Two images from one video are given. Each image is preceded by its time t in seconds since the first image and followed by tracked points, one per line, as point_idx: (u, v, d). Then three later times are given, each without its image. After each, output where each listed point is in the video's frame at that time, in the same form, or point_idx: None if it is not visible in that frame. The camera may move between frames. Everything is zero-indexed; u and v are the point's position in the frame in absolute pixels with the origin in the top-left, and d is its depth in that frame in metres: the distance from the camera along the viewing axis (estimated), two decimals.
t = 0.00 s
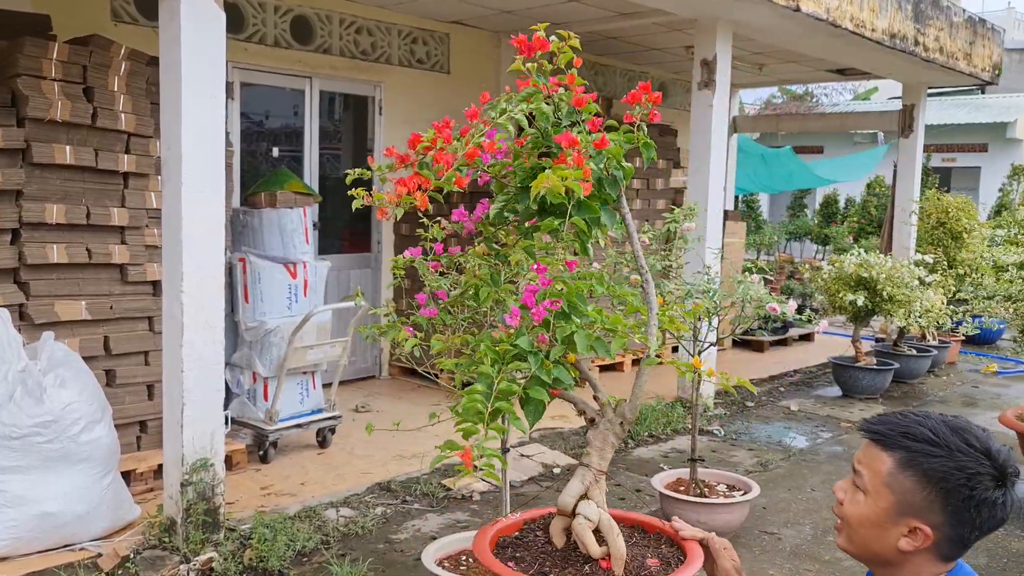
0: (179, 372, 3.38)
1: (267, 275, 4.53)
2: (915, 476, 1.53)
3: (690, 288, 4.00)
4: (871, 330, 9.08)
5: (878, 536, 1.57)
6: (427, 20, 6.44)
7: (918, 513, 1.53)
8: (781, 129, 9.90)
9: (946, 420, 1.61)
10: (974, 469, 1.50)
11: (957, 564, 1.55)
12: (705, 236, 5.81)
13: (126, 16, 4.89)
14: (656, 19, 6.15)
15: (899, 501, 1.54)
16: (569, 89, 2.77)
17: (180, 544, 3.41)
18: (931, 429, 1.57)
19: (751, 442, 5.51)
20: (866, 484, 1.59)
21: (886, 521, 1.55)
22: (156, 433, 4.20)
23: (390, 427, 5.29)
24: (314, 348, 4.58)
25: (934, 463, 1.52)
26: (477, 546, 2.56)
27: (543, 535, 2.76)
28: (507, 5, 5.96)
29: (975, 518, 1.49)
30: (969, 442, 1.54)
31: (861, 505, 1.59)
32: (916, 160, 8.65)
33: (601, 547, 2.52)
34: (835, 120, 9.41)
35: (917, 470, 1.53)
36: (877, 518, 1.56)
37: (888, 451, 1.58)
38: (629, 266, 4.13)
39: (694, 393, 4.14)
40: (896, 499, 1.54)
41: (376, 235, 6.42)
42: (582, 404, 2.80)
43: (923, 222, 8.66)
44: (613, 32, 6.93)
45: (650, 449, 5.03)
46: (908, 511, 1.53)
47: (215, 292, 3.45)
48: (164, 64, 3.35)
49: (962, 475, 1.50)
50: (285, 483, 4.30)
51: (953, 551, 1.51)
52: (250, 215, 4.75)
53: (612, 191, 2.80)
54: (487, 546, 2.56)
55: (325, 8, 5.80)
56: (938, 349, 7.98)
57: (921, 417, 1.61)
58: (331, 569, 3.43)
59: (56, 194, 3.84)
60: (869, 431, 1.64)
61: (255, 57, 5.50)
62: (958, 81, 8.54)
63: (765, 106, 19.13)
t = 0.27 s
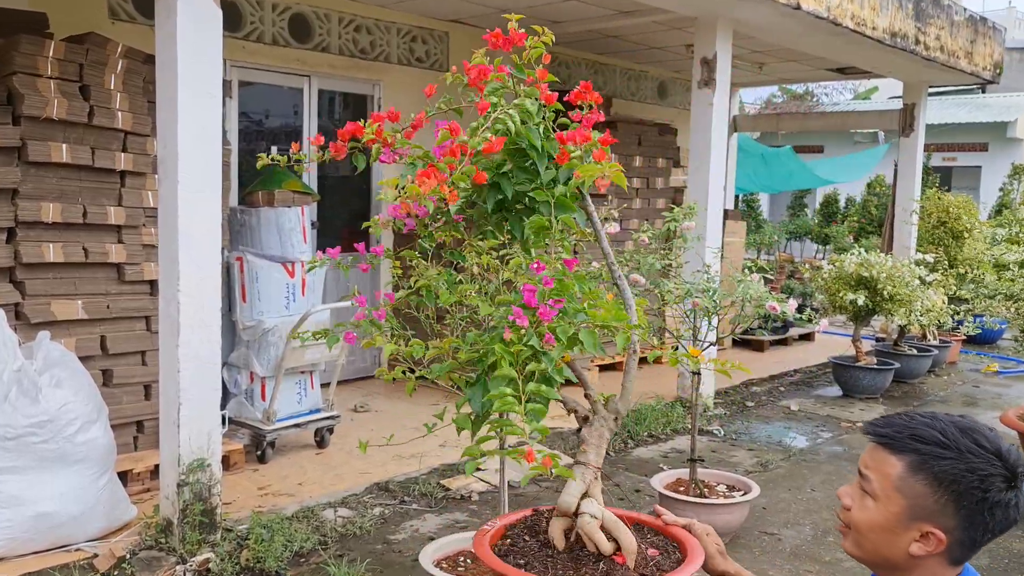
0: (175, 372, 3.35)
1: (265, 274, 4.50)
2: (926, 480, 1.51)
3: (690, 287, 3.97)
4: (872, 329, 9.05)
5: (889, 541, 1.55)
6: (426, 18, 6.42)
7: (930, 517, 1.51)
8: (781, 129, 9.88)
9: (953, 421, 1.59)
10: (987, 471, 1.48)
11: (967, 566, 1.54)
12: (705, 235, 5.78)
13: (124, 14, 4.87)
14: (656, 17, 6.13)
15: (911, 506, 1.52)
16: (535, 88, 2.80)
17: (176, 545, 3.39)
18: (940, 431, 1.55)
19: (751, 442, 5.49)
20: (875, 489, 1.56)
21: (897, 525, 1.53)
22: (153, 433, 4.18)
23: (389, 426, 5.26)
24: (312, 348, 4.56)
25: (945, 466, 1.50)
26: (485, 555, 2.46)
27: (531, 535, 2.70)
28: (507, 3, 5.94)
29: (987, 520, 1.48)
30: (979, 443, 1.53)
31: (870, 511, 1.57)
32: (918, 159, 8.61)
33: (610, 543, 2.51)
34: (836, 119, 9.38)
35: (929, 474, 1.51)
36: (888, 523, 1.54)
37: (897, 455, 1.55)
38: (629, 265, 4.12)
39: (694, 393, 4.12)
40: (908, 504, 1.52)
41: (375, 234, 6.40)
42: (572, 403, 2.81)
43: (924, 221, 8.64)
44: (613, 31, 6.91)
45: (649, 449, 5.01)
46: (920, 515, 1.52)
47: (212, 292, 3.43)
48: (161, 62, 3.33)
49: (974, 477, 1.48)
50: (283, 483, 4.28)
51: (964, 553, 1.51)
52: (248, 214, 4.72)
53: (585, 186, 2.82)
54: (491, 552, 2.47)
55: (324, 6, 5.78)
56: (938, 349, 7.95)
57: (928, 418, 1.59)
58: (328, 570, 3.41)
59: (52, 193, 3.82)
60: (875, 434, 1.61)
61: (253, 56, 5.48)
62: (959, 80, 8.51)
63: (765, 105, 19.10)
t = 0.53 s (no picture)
0: (171, 372, 3.33)
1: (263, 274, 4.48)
2: (933, 484, 1.49)
3: (689, 287, 3.95)
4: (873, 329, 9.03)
5: (894, 546, 1.52)
6: (425, 17, 6.39)
7: (937, 522, 1.49)
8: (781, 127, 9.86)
9: (959, 424, 1.57)
10: (995, 476, 1.47)
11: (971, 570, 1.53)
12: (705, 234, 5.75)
13: (121, 12, 4.85)
14: (656, 15, 6.11)
15: (917, 510, 1.50)
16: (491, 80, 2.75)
17: (172, 546, 3.37)
18: (947, 434, 1.54)
19: (751, 442, 5.47)
20: (879, 493, 1.54)
21: (903, 531, 1.51)
22: (149, 432, 4.16)
23: (387, 426, 5.25)
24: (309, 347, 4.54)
25: (953, 471, 1.48)
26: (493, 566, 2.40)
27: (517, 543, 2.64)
28: (506, 2, 5.92)
29: (994, 525, 1.47)
30: (986, 447, 1.51)
31: (874, 515, 1.54)
32: (919, 157, 8.58)
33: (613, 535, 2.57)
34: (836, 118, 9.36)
35: (935, 478, 1.49)
36: (894, 528, 1.52)
37: (902, 459, 1.53)
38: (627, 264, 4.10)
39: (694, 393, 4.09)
40: (914, 509, 1.50)
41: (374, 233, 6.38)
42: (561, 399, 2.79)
43: (924, 220, 8.62)
44: (612, 29, 6.89)
45: (648, 449, 4.99)
46: (927, 520, 1.49)
47: (209, 292, 3.41)
48: (156, 59, 3.30)
49: (983, 482, 1.47)
50: (280, 483, 4.26)
51: (970, 558, 1.49)
52: (246, 213, 4.70)
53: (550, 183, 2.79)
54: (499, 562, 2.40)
55: (322, 4, 5.76)
56: (939, 348, 7.93)
57: (934, 421, 1.57)
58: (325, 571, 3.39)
59: (48, 191, 3.80)
60: (879, 437, 1.58)
61: (251, 54, 5.46)
62: (960, 78, 8.48)
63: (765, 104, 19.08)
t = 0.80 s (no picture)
0: (169, 372, 3.32)
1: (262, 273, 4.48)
2: (939, 485, 1.48)
3: (689, 285, 3.93)
4: (873, 328, 9.02)
5: (896, 546, 1.51)
6: (425, 15, 6.38)
7: (940, 524, 1.47)
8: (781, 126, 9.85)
9: (968, 427, 1.56)
10: (1002, 479, 1.45)
11: None
12: (705, 233, 5.73)
13: (119, 10, 4.83)
14: (656, 14, 6.09)
15: (922, 511, 1.48)
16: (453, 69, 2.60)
17: (170, 546, 3.36)
18: (955, 436, 1.53)
19: (751, 442, 5.45)
20: (884, 492, 1.53)
21: (906, 531, 1.50)
22: (147, 432, 4.15)
23: (386, 426, 5.23)
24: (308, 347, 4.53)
25: (959, 473, 1.47)
26: (503, 572, 2.33)
27: (511, 548, 2.59)
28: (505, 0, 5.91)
29: (998, 529, 1.44)
30: (994, 451, 1.50)
31: (878, 513, 1.53)
32: (919, 155, 8.56)
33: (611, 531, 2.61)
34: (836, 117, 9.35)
35: (941, 480, 1.48)
36: (897, 528, 1.50)
37: (909, 459, 1.52)
38: (627, 263, 4.09)
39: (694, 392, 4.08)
40: (918, 509, 1.48)
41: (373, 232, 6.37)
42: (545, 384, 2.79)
43: (924, 220, 8.60)
44: (611, 28, 6.87)
45: (648, 449, 4.98)
46: (930, 522, 1.48)
47: (207, 291, 3.40)
48: (154, 57, 3.29)
49: (988, 485, 1.45)
50: (279, 483, 4.25)
51: (973, 562, 1.47)
52: (246, 212, 4.70)
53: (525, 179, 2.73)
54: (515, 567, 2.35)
55: (322, 3, 5.74)
56: (940, 348, 7.92)
57: (943, 423, 1.56)
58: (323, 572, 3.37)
59: (45, 190, 3.78)
60: (887, 436, 1.58)
61: (250, 53, 5.44)
62: (961, 77, 8.46)
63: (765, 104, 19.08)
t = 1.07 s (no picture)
0: (168, 372, 3.30)
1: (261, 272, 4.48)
2: (943, 486, 1.46)
3: (690, 285, 3.92)
4: (873, 328, 9.01)
5: (900, 548, 1.50)
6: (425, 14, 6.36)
7: (945, 525, 1.46)
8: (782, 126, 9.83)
9: (973, 427, 1.55)
10: (1006, 479, 1.44)
11: None
12: (705, 233, 5.71)
13: (118, 9, 4.82)
14: (657, 13, 6.08)
15: (926, 512, 1.47)
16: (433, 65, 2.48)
17: (169, 547, 3.35)
18: (959, 436, 1.51)
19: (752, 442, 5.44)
20: (887, 493, 1.52)
21: (910, 533, 1.48)
22: (147, 433, 4.14)
23: (386, 426, 5.22)
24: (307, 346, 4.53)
25: (963, 473, 1.45)
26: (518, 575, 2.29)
27: (510, 556, 2.53)
28: None
29: (1003, 530, 1.43)
30: (998, 450, 1.48)
31: (881, 516, 1.52)
32: (920, 155, 8.57)
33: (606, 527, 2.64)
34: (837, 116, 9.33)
35: (945, 480, 1.46)
36: (901, 530, 1.49)
37: (913, 459, 1.51)
38: (627, 263, 4.08)
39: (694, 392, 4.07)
40: (922, 510, 1.47)
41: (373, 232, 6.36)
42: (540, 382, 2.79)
43: (925, 219, 8.59)
44: (612, 27, 6.86)
45: (649, 449, 4.97)
46: (934, 523, 1.47)
47: (206, 290, 3.38)
48: (153, 57, 3.27)
49: (993, 485, 1.44)
50: (278, 483, 4.24)
51: (978, 564, 1.45)
52: (245, 212, 4.70)
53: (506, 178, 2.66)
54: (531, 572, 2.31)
55: (321, 2, 5.73)
56: (940, 347, 7.91)
57: (947, 423, 1.55)
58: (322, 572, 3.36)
59: (44, 190, 3.77)
60: (890, 437, 1.57)
61: (249, 52, 5.43)
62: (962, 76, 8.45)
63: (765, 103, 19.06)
